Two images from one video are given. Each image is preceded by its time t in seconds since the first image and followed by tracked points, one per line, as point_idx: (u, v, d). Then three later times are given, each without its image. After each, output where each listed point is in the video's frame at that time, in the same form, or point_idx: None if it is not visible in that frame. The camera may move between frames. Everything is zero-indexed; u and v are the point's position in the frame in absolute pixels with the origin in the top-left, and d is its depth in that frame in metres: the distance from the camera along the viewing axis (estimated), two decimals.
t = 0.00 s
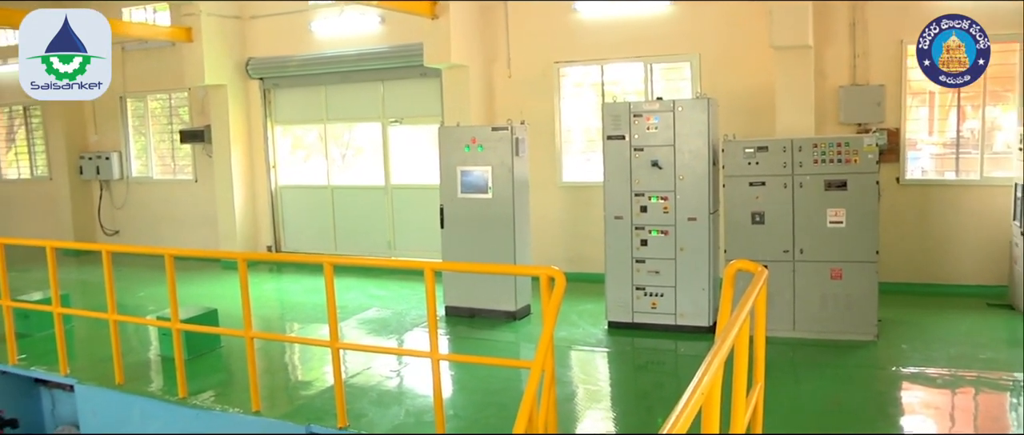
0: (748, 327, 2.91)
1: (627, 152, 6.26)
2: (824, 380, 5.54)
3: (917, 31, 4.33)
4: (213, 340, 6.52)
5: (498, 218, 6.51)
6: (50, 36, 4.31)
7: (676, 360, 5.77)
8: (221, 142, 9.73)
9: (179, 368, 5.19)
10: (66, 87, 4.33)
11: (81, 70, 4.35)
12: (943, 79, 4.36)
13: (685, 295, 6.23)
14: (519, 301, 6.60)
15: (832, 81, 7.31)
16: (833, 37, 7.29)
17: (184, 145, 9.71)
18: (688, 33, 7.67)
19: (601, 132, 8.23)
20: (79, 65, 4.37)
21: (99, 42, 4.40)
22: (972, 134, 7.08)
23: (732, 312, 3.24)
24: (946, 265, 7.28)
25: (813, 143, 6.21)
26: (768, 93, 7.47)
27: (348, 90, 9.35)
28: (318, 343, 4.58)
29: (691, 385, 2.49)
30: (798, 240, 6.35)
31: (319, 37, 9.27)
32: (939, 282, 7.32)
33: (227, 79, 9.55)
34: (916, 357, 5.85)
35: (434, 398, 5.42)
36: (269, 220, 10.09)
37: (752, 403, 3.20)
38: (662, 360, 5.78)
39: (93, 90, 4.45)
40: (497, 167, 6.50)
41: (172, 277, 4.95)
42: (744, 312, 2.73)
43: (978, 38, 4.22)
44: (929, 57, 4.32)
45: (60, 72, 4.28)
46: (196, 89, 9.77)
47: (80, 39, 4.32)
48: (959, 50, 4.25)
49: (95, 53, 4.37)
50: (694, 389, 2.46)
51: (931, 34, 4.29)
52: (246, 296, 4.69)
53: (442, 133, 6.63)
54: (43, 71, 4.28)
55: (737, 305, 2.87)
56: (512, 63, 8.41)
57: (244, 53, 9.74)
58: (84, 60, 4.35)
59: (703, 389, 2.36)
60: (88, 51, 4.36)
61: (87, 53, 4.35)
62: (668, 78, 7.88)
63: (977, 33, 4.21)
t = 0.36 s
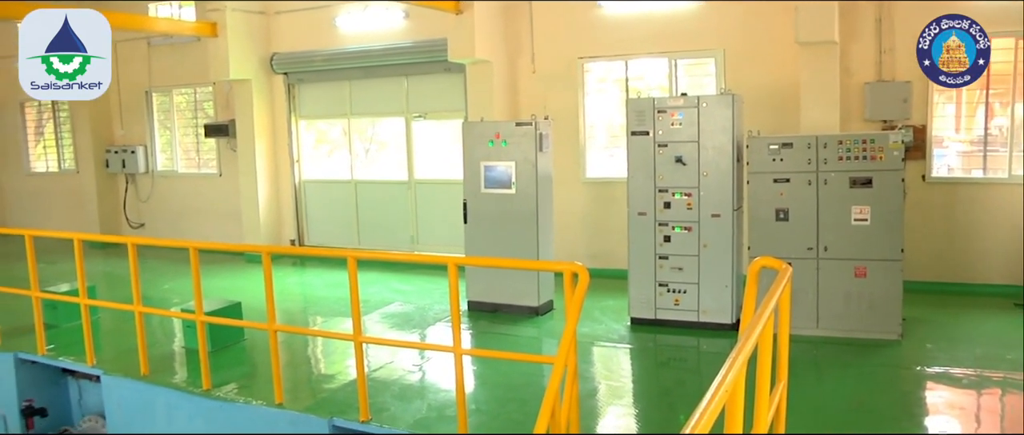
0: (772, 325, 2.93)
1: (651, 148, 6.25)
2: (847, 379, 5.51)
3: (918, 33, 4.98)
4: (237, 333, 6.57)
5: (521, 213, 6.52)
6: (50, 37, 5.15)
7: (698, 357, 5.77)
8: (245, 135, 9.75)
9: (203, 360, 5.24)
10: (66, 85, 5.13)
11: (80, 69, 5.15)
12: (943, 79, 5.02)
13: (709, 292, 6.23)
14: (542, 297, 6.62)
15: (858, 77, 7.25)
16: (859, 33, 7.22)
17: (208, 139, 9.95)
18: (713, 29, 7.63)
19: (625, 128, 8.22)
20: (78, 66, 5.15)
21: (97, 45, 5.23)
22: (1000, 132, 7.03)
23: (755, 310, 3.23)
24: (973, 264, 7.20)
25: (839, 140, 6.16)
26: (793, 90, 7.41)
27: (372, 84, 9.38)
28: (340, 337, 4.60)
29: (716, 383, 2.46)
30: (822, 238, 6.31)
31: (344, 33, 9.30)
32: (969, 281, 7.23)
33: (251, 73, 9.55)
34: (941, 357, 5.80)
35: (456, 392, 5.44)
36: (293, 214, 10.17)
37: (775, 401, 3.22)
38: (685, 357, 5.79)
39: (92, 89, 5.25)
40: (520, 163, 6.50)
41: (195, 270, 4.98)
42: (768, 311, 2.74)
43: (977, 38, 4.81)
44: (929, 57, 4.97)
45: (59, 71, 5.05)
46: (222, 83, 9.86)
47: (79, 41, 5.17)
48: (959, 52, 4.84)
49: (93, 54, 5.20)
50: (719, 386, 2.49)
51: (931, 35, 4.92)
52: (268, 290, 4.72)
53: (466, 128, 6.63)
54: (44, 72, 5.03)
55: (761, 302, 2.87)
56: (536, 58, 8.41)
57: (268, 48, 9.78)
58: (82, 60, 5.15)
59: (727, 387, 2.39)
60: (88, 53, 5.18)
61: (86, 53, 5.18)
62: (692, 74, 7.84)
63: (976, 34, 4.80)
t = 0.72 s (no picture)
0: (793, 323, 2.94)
1: (672, 145, 6.29)
2: (868, 378, 5.49)
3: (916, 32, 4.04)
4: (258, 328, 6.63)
5: (542, 210, 6.53)
6: (49, 35, 4.06)
7: (718, 355, 5.82)
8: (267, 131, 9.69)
9: (224, 354, 5.30)
10: (65, 87, 4.00)
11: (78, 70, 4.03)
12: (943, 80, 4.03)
13: (729, 290, 6.26)
14: (561, 294, 6.64)
15: (880, 75, 7.19)
16: (882, 30, 7.17)
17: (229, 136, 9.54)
18: (735, 25, 7.60)
19: (646, 125, 8.20)
20: (80, 66, 4.09)
21: (100, 43, 4.11)
22: None
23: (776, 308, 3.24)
24: (996, 264, 7.14)
25: (861, 137, 6.12)
26: (815, 87, 7.37)
27: (393, 81, 9.42)
28: (360, 332, 4.64)
29: (735, 382, 2.50)
30: (843, 236, 6.28)
31: (364, 29, 9.34)
32: (991, 282, 7.16)
33: (273, 70, 9.78)
34: (964, 357, 5.75)
35: (476, 388, 5.46)
36: (313, 210, 10.21)
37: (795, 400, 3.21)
38: (704, 355, 5.83)
39: (93, 91, 4.08)
40: (541, 160, 6.50)
41: (217, 265, 5.05)
42: (788, 309, 2.76)
43: (977, 38, 3.86)
44: (930, 57, 4.04)
45: (60, 72, 3.99)
46: (243, 79, 9.75)
47: (79, 40, 4.07)
48: (959, 51, 3.93)
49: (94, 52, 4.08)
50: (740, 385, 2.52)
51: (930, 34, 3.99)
52: (290, 284, 4.76)
53: (486, 125, 6.64)
54: (44, 71, 3.99)
55: (781, 302, 2.88)
56: (557, 55, 8.41)
57: (289, 44, 9.92)
58: (82, 60, 4.06)
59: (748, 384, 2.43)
60: (89, 52, 4.09)
61: (86, 53, 4.08)
62: (713, 71, 7.82)
63: (978, 32, 3.86)
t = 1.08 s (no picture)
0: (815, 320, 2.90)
1: (694, 139, 6.39)
2: (891, 375, 5.46)
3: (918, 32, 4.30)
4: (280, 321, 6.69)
5: (563, 205, 6.55)
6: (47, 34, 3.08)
7: (739, 351, 5.87)
8: (289, 128, 9.96)
9: (246, 346, 5.36)
10: (65, 88, 3.12)
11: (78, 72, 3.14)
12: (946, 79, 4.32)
13: (750, 286, 6.35)
14: (583, 289, 6.67)
15: (905, 70, 7.12)
16: (908, 24, 7.09)
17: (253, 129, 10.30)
18: (758, 20, 7.55)
19: (668, 120, 8.18)
20: (81, 66, 3.19)
21: (102, 41, 3.15)
22: None
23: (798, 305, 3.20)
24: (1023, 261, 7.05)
25: (885, 132, 6.07)
26: (839, 82, 7.32)
27: (415, 75, 9.44)
28: (381, 326, 4.68)
29: (756, 378, 2.56)
30: (866, 232, 6.24)
31: (386, 24, 9.37)
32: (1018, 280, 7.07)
33: (295, 66, 9.74)
34: (989, 356, 5.69)
35: (497, 383, 5.48)
36: (335, 205, 10.33)
37: (817, 399, 3.17)
38: (726, 352, 5.87)
39: (95, 93, 3.20)
40: (563, 155, 6.51)
41: (239, 258, 5.07)
42: (811, 306, 2.72)
43: (979, 38, 4.12)
44: (929, 57, 4.29)
45: (59, 71, 3.11)
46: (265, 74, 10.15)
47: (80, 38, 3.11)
48: (959, 51, 4.19)
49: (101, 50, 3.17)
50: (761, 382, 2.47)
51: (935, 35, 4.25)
52: (312, 278, 4.79)
53: (508, 120, 6.65)
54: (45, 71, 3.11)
55: (803, 299, 2.87)
56: (579, 49, 8.42)
57: (312, 39, 9.92)
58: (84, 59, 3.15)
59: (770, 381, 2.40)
60: (90, 51, 3.15)
61: (88, 53, 3.15)
62: (736, 66, 7.78)
63: (977, 33, 4.13)
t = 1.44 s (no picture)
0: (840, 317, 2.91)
1: (720, 134, 6.48)
2: (917, 373, 5.41)
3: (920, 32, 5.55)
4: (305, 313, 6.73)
5: (588, 198, 6.58)
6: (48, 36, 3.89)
7: (764, 347, 5.87)
8: (315, 120, 10.02)
9: (271, 338, 5.41)
10: (65, 87, 3.95)
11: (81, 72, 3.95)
12: (944, 77, 5.77)
13: (776, 281, 6.43)
14: (608, 282, 6.73)
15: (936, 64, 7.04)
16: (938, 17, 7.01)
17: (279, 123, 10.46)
18: (785, 13, 7.52)
19: (693, 114, 8.15)
20: (80, 65, 3.99)
21: (101, 41, 3.97)
22: None
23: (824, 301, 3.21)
24: None
25: (913, 127, 5.99)
26: (867, 76, 7.26)
27: (440, 69, 9.47)
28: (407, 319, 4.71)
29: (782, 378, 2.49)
30: (893, 229, 6.19)
31: (412, 18, 9.36)
32: None
33: (320, 59, 9.78)
34: (1018, 355, 5.62)
35: (521, 377, 5.49)
36: (361, 198, 10.36)
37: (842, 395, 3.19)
38: (750, 348, 5.87)
39: (93, 91, 4.05)
40: (588, 149, 6.54)
41: (264, 251, 5.10)
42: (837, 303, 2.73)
43: (977, 39, 5.49)
44: (929, 57, 5.56)
45: (60, 72, 3.92)
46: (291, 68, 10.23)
47: (80, 39, 3.92)
48: (959, 50, 5.46)
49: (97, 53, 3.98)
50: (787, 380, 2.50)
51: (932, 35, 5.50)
52: (336, 270, 4.81)
53: (533, 114, 6.70)
54: (43, 71, 3.91)
55: (829, 296, 2.86)
56: (605, 43, 8.40)
57: (337, 33, 9.97)
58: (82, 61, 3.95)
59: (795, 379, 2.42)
60: (89, 52, 3.97)
61: (88, 53, 3.96)
62: (762, 60, 7.74)
63: (975, 34, 5.49)
